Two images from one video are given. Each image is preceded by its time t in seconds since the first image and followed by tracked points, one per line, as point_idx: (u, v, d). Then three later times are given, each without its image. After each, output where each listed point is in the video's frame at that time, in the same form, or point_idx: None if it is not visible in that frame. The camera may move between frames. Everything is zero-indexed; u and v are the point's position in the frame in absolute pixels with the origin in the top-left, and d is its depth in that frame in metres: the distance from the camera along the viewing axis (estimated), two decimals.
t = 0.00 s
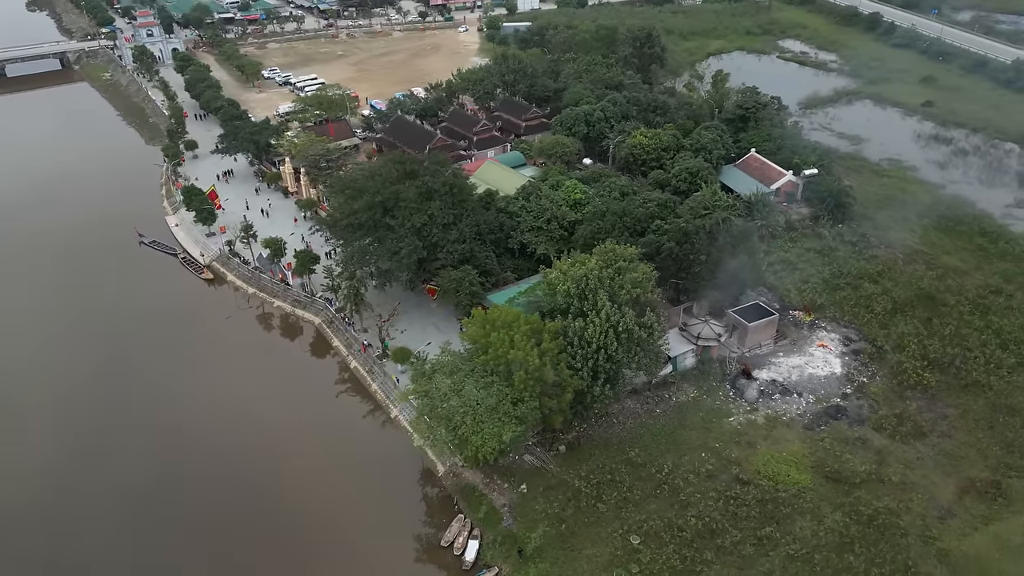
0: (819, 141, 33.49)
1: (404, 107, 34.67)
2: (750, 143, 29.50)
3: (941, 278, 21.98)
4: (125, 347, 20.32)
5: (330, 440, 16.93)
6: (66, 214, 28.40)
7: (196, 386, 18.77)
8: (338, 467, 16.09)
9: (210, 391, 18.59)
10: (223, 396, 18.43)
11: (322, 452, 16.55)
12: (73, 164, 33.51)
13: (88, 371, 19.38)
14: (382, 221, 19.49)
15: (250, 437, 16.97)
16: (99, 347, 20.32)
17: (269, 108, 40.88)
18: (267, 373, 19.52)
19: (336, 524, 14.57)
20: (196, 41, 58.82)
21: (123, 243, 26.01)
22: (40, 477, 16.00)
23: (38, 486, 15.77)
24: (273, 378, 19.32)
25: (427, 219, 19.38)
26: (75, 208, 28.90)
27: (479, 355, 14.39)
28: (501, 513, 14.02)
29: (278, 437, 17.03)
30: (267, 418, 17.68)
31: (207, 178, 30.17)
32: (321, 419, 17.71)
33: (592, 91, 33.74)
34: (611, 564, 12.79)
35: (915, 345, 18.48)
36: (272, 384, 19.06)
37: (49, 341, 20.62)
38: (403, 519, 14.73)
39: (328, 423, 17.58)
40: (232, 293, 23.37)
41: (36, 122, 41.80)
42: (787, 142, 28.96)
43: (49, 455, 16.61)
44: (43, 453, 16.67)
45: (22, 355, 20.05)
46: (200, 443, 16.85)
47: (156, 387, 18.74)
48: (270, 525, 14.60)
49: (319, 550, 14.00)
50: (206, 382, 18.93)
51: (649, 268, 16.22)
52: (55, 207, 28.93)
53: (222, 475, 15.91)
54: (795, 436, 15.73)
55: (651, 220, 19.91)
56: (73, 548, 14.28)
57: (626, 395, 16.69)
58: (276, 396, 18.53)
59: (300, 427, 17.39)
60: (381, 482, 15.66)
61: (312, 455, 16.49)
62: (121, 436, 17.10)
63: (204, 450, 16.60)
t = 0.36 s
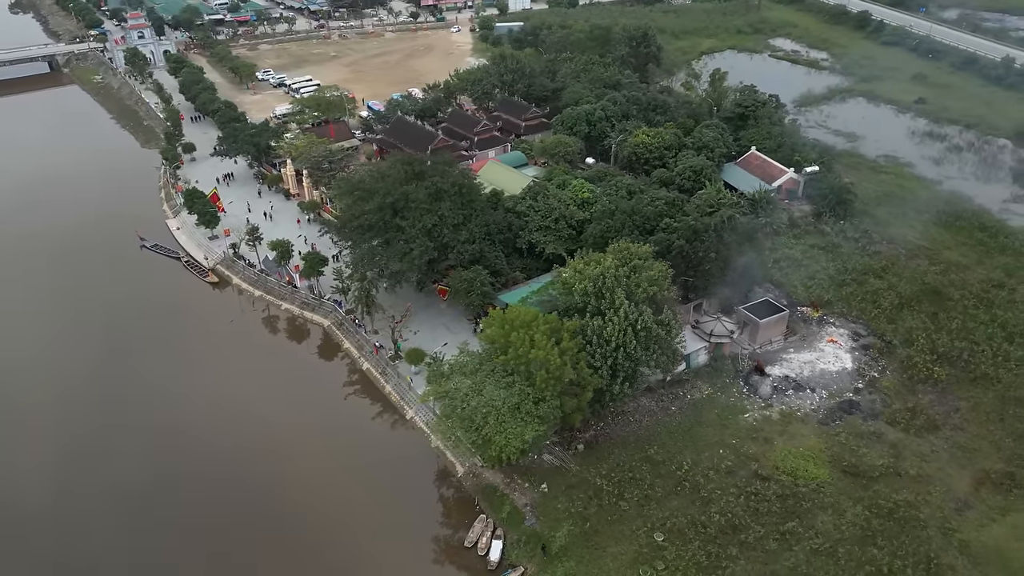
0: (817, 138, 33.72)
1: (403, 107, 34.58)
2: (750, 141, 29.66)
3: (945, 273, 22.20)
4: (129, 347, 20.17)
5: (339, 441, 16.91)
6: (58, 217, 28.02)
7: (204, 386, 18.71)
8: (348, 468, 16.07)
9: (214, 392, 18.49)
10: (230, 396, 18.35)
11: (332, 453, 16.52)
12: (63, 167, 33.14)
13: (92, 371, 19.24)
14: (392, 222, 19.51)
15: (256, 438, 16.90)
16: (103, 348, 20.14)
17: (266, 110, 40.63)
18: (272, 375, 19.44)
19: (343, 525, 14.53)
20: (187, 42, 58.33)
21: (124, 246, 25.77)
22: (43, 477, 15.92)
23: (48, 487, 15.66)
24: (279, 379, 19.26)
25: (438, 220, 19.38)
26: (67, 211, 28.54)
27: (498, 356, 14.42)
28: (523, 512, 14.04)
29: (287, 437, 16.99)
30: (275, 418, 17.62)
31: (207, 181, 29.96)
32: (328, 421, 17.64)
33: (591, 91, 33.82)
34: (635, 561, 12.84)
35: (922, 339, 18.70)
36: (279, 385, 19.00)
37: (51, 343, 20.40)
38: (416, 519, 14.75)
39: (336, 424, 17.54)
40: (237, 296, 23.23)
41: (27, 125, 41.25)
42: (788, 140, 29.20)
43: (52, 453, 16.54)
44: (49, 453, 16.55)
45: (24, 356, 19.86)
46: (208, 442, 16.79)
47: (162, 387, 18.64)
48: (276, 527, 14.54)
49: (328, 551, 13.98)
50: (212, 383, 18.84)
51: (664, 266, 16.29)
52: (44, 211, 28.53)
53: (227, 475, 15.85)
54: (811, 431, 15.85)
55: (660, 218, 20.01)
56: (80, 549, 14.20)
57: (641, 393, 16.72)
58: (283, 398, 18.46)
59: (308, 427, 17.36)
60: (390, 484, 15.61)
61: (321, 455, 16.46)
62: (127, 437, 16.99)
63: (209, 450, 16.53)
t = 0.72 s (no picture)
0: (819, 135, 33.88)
1: (406, 108, 34.52)
2: (755, 139, 29.78)
3: (953, 269, 22.38)
4: (142, 351, 20.07)
5: (359, 443, 16.89)
6: (56, 221, 27.81)
7: (219, 390, 18.65)
8: (368, 469, 16.05)
9: (225, 395, 18.46)
10: (246, 400, 18.30)
11: (352, 455, 16.50)
12: (48, 172, 32.70)
13: (106, 376, 19.14)
14: (407, 223, 19.50)
15: (274, 441, 16.88)
16: (115, 352, 20.04)
17: (266, 111, 40.48)
18: (287, 377, 19.40)
19: (367, 526, 14.54)
20: (183, 44, 58.02)
21: (131, 249, 25.63)
22: (54, 479, 15.92)
23: (67, 493, 15.59)
24: (295, 382, 19.22)
25: (453, 220, 19.37)
26: (65, 215, 28.29)
27: (522, 356, 14.43)
28: (550, 512, 14.07)
29: (305, 440, 16.96)
30: (293, 421, 17.57)
31: (212, 183, 29.83)
32: (342, 423, 17.61)
33: (594, 90, 33.89)
34: (665, 559, 12.91)
35: (935, 335, 18.86)
36: (295, 388, 18.95)
37: (63, 347, 20.28)
38: (440, 520, 14.75)
39: (355, 426, 17.54)
40: (247, 298, 23.13)
41: (24, 128, 40.93)
42: (792, 138, 29.36)
43: (62, 457, 16.51)
44: (66, 459, 16.48)
45: (37, 362, 19.75)
46: (226, 446, 16.73)
47: (178, 391, 18.57)
48: (295, 528, 14.55)
49: (353, 553, 13.97)
50: (228, 387, 18.79)
51: (684, 265, 16.34)
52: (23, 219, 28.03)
53: (241, 478, 15.83)
54: (831, 427, 15.96)
55: (674, 216, 20.09)
56: (104, 554, 14.17)
57: (661, 391, 16.76)
58: (300, 400, 18.42)
59: (327, 430, 17.32)
60: (406, 485, 15.60)
61: (341, 458, 16.42)
62: (145, 442, 16.92)
63: (223, 453, 16.53)
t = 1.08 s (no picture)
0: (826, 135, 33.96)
1: (414, 108, 34.47)
2: (765, 138, 29.86)
3: (967, 267, 22.48)
4: (160, 352, 20.01)
5: (382, 445, 16.89)
6: (66, 223, 27.71)
7: (238, 391, 18.60)
8: (393, 471, 16.05)
9: (239, 396, 18.40)
10: (266, 401, 18.26)
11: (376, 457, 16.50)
12: (55, 174, 32.56)
13: (124, 377, 19.06)
14: (426, 224, 19.49)
15: (297, 442, 16.86)
16: (132, 353, 19.97)
17: (272, 113, 40.40)
18: (305, 379, 19.38)
19: (394, 527, 14.55)
20: (184, 45, 57.86)
21: (143, 251, 25.55)
22: (67, 479, 15.89)
23: (92, 494, 15.52)
24: (313, 383, 19.20)
25: (473, 221, 19.37)
26: (69, 217, 28.12)
27: (551, 356, 14.44)
28: (580, 512, 14.10)
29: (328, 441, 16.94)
30: (315, 423, 17.56)
31: (222, 185, 29.76)
32: (363, 424, 17.59)
33: (601, 91, 33.93)
34: (698, 557, 12.96)
35: (954, 333, 18.95)
36: (314, 389, 18.93)
37: (79, 348, 20.20)
38: (468, 521, 14.78)
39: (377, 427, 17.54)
40: (262, 301, 23.08)
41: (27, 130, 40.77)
42: (802, 138, 29.43)
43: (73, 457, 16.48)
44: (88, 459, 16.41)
45: (53, 362, 19.66)
46: (249, 447, 16.69)
47: (197, 391, 18.52)
48: (321, 529, 14.55)
49: (381, 553, 13.97)
50: (247, 388, 18.75)
51: (708, 265, 16.38)
52: (12, 220, 27.88)
53: (257, 479, 15.78)
54: (855, 425, 16.03)
55: (692, 216, 20.15)
56: (132, 555, 14.13)
57: (685, 391, 16.78)
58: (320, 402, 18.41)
59: (349, 431, 17.31)
60: (425, 488, 15.55)
61: (364, 459, 16.42)
62: (166, 442, 16.86)
63: (239, 454, 16.48)
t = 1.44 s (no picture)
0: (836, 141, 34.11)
1: (424, 116, 34.51)
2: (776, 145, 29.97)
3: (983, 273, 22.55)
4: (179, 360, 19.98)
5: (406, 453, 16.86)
6: (79, 232, 27.70)
7: (259, 398, 18.57)
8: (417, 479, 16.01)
9: (253, 404, 18.30)
10: (287, 409, 18.22)
11: (399, 464, 16.46)
12: (66, 183, 32.55)
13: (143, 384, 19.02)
14: (448, 232, 19.51)
15: (320, 449, 16.83)
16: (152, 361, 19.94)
17: (282, 122, 40.48)
18: (326, 386, 19.36)
19: (422, 534, 14.52)
20: (189, 54, 58.00)
21: (159, 259, 25.55)
22: (76, 488, 15.84)
23: (116, 502, 15.46)
24: (334, 391, 19.18)
25: (494, 229, 19.41)
26: (79, 226, 28.09)
27: (580, 364, 14.45)
28: (611, 521, 14.07)
29: (351, 449, 16.91)
30: (337, 430, 17.53)
31: (235, 194, 29.79)
32: (385, 432, 17.56)
33: (611, 99, 34.04)
34: (731, 565, 12.94)
35: (974, 338, 19.01)
36: (334, 397, 18.91)
37: (98, 355, 20.18)
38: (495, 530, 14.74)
39: (399, 435, 17.50)
40: (279, 309, 23.07)
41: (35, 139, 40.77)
42: (812, 145, 29.56)
43: (81, 466, 16.42)
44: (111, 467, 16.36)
45: (72, 370, 19.62)
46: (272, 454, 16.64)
47: (218, 399, 18.49)
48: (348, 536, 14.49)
49: (410, 560, 13.92)
50: (268, 396, 18.72)
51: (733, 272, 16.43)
52: (3, 233, 27.56)
53: (272, 488, 15.67)
54: (881, 431, 16.04)
55: (711, 223, 20.21)
56: (159, 562, 14.06)
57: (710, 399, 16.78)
58: (341, 409, 18.38)
59: (372, 439, 17.28)
60: (451, 497, 15.53)
61: (388, 467, 16.38)
62: (188, 449, 16.82)
63: (254, 462, 16.39)
